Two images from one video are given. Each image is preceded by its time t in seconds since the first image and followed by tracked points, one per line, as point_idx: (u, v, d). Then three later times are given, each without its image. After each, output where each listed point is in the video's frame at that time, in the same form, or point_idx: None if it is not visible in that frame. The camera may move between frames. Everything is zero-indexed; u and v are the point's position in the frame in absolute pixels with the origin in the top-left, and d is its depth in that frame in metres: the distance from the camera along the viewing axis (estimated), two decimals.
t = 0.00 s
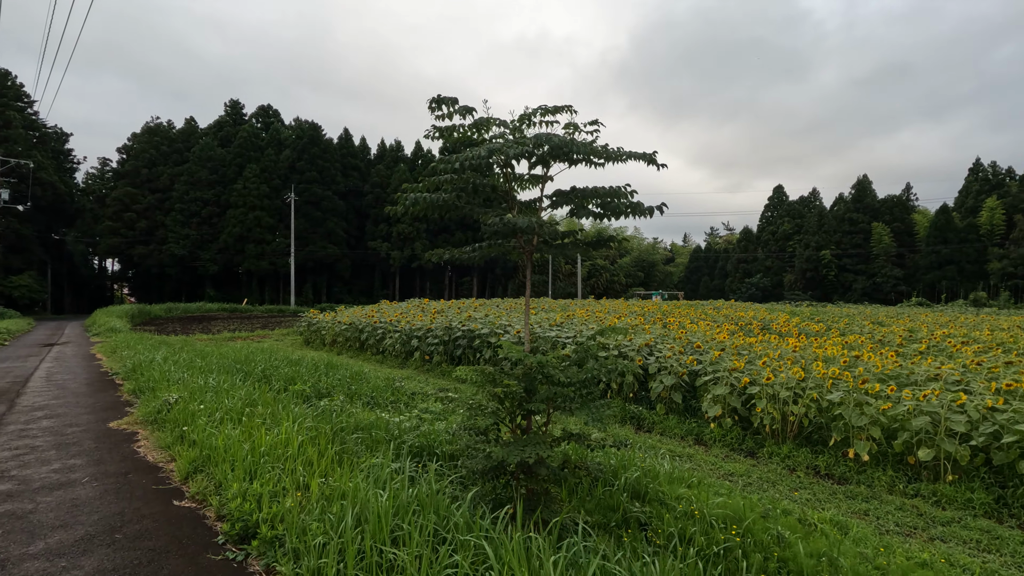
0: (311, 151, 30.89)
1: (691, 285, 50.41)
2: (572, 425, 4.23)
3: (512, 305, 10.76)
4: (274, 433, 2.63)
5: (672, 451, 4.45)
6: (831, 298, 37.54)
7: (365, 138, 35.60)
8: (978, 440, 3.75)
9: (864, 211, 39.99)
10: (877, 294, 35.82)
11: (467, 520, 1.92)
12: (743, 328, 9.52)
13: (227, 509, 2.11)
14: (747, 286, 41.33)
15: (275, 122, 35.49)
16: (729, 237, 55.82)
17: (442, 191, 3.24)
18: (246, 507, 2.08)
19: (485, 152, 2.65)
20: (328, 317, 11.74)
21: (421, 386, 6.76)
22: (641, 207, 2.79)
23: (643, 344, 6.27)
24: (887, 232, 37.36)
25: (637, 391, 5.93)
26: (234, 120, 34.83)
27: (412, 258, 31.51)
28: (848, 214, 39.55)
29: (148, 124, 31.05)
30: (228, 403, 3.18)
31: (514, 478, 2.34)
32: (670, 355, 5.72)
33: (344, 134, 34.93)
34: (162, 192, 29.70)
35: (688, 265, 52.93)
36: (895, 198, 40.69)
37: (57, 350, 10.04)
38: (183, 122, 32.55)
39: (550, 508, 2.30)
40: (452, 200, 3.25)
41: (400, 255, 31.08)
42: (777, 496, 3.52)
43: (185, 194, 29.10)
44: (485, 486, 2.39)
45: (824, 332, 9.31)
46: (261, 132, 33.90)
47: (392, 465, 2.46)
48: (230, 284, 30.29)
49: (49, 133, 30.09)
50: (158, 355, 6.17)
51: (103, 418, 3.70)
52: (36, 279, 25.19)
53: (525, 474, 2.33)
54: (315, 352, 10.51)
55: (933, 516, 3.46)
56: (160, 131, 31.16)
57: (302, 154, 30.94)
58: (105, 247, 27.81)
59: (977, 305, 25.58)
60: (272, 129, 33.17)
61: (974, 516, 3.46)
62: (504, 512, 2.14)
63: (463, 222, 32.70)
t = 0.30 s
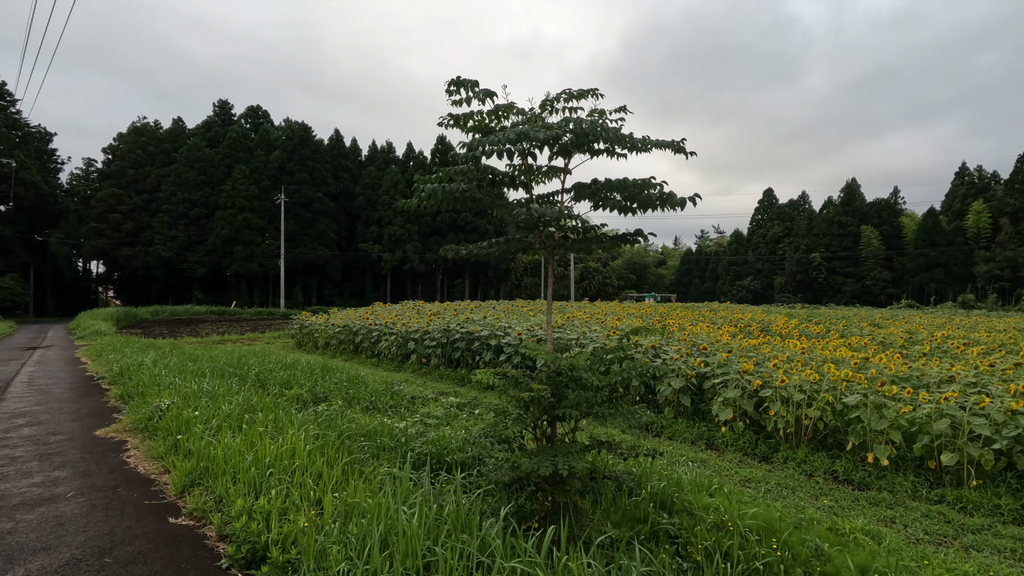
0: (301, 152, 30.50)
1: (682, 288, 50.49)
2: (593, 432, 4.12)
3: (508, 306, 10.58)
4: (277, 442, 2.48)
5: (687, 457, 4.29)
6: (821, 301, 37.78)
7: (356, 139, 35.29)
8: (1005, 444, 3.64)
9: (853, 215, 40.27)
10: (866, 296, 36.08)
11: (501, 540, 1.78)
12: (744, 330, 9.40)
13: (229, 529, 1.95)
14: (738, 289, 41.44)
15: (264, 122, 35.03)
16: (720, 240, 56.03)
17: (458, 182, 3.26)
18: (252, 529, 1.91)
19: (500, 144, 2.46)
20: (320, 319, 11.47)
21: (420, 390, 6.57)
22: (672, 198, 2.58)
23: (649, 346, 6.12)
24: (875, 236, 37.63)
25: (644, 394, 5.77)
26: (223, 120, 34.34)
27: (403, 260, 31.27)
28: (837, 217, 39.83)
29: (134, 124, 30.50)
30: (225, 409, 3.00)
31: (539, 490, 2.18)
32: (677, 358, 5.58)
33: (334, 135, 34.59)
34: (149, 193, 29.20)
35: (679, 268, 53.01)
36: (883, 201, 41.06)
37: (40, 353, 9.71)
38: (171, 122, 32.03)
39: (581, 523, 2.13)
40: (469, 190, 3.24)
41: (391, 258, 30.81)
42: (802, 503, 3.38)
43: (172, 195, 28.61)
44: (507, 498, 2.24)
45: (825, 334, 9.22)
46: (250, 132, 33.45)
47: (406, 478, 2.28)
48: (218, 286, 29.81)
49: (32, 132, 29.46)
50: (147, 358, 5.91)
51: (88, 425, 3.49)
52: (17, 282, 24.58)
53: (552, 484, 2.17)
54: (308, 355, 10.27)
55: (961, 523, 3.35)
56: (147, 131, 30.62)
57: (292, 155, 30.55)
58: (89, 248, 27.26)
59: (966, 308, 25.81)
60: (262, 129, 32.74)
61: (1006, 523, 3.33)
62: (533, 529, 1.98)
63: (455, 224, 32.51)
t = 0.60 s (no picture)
0: (285, 151, 29.97)
1: (667, 290, 50.76)
2: (602, 443, 3.99)
3: (498, 309, 10.44)
4: (272, 462, 2.37)
5: (691, 467, 4.19)
6: (803, 303, 38.22)
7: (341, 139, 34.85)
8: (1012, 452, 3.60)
9: (834, 218, 40.78)
10: (847, 298, 36.56)
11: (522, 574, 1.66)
12: (736, 333, 9.36)
13: (223, 565, 1.82)
14: (722, 291, 41.75)
15: (246, 121, 34.43)
16: (704, 242, 56.46)
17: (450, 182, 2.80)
18: (248, 565, 1.79)
19: (507, 143, 2.32)
20: (305, 322, 11.21)
21: (412, 397, 6.40)
22: (691, 199, 2.43)
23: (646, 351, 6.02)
24: (856, 238, 38.15)
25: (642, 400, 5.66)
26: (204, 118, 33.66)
27: (389, 261, 30.95)
28: (819, 220, 40.32)
29: (111, 121, 29.74)
30: (212, 424, 2.84)
31: (556, 511, 2.07)
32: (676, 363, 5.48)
33: (319, 134, 34.10)
34: (127, 192, 28.49)
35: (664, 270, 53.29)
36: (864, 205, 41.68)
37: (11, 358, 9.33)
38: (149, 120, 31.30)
39: (600, 548, 2.02)
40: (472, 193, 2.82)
41: (377, 259, 30.46)
42: (813, 515, 3.30)
43: (151, 195, 27.93)
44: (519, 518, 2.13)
45: (815, 337, 9.22)
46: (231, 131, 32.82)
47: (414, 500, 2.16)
48: (199, 288, 29.20)
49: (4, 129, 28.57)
50: (125, 365, 5.67)
51: (64, 439, 3.29)
52: None
53: (569, 504, 2.07)
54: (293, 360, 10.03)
55: (974, 533, 3.28)
56: (125, 129, 29.89)
57: (275, 155, 29.98)
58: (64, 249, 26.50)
59: (945, 310, 26.23)
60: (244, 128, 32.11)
61: (1018, 533, 3.28)
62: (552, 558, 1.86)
63: (441, 225, 32.25)
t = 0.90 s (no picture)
0: (264, 152, 29.14)
1: (648, 294, 50.99)
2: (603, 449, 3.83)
3: (485, 312, 10.24)
4: (258, 478, 2.17)
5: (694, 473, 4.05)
6: (782, 306, 38.71)
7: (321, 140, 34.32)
8: None
9: (812, 222, 41.37)
10: (824, 302, 37.11)
11: None
12: (725, 336, 9.30)
13: None
14: (703, 294, 42.07)
15: (224, 121, 33.71)
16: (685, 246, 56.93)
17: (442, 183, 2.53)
18: None
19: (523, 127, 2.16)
20: (285, 326, 10.87)
21: (399, 402, 6.16)
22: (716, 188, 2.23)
23: (641, 354, 5.88)
24: (833, 242, 38.75)
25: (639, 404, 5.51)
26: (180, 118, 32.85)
27: (370, 264, 30.52)
28: (798, 224, 40.88)
29: (82, 119, 28.82)
30: (190, 435, 2.61)
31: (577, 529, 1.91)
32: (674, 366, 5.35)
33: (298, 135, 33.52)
34: (99, 192, 27.62)
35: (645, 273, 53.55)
36: (840, 210, 42.39)
37: None
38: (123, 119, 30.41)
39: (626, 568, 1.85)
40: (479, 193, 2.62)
41: (358, 262, 30.01)
42: (827, 524, 3.17)
43: (123, 195, 27.10)
44: (533, 534, 1.98)
45: (804, 339, 9.21)
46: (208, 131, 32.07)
47: (418, 519, 1.97)
48: (174, 291, 28.41)
49: None
50: (94, 370, 5.32)
51: (23, 451, 3.01)
52: None
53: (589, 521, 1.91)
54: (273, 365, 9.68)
55: (992, 540, 3.19)
56: (96, 127, 28.98)
57: (253, 155, 29.30)
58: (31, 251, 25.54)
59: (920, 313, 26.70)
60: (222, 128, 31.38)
61: None
62: None
63: (423, 228, 31.90)
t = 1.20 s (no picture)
0: (241, 151, 28.64)
1: (630, 297, 51.23)
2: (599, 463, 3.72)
3: (471, 316, 10.09)
4: (250, 507, 2.01)
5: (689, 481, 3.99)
6: (761, 309, 39.25)
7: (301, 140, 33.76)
8: None
9: (790, 226, 41.99)
10: (802, 305, 37.73)
11: None
12: (714, 339, 9.26)
13: None
14: (684, 298, 42.43)
15: (200, 119, 32.96)
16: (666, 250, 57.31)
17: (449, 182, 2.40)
18: None
19: (535, 124, 2.01)
20: (265, 329, 10.55)
21: (387, 410, 5.94)
22: (744, 186, 2.01)
23: (638, 359, 5.76)
24: (810, 246, 39.37)
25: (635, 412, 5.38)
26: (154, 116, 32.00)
27: (352, 266, 30.13)
28: (776, 228, 41.49)
29: (51, 116, 27.87)
30: (169, 455, 2.42)
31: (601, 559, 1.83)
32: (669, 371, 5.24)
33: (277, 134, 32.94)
34: (68, 192, 26.73)
35: (627, 276, 53.81)
36: (817, 214, 43.14)
37: None
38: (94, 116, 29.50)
39: None
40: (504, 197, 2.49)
41: (339, 264, 29.59)
42: (841, 539, 3.07)
43: (94, 194, 26.26)
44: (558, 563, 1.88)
45: (792, 343, 9.22)
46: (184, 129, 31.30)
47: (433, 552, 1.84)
48: (147, 294, 27.60)
49: None
50: (62, 379, 5.01)
51: None
52: None
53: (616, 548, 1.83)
54: (255, 369, 9.41)
55: (1002, 550, 3.13)
56: (66, 125, 28.05)
57: (231, 154, 28.68)
58: None
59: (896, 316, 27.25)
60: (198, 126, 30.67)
61: None
62: None
63: (405, 229, 31.57)
